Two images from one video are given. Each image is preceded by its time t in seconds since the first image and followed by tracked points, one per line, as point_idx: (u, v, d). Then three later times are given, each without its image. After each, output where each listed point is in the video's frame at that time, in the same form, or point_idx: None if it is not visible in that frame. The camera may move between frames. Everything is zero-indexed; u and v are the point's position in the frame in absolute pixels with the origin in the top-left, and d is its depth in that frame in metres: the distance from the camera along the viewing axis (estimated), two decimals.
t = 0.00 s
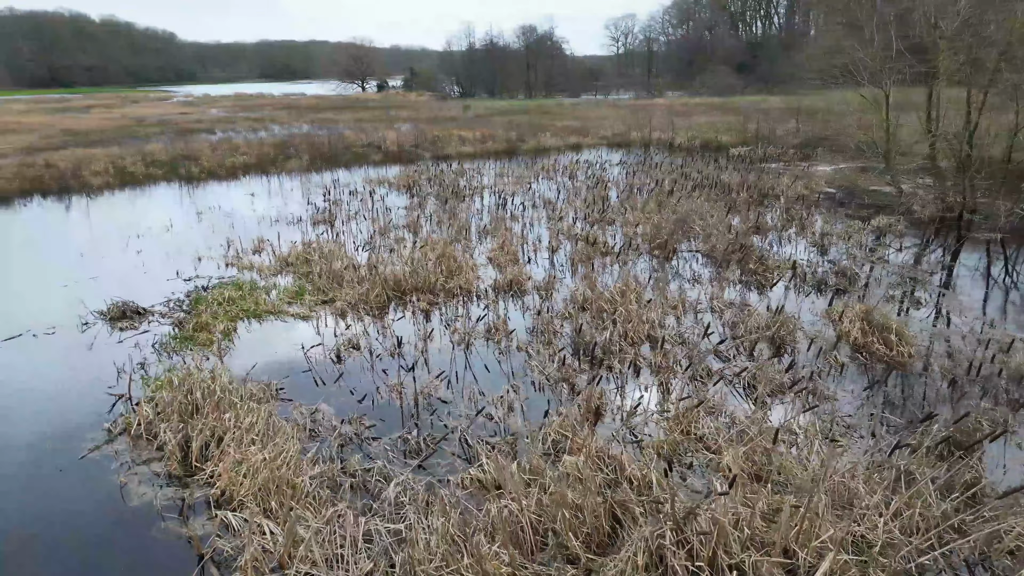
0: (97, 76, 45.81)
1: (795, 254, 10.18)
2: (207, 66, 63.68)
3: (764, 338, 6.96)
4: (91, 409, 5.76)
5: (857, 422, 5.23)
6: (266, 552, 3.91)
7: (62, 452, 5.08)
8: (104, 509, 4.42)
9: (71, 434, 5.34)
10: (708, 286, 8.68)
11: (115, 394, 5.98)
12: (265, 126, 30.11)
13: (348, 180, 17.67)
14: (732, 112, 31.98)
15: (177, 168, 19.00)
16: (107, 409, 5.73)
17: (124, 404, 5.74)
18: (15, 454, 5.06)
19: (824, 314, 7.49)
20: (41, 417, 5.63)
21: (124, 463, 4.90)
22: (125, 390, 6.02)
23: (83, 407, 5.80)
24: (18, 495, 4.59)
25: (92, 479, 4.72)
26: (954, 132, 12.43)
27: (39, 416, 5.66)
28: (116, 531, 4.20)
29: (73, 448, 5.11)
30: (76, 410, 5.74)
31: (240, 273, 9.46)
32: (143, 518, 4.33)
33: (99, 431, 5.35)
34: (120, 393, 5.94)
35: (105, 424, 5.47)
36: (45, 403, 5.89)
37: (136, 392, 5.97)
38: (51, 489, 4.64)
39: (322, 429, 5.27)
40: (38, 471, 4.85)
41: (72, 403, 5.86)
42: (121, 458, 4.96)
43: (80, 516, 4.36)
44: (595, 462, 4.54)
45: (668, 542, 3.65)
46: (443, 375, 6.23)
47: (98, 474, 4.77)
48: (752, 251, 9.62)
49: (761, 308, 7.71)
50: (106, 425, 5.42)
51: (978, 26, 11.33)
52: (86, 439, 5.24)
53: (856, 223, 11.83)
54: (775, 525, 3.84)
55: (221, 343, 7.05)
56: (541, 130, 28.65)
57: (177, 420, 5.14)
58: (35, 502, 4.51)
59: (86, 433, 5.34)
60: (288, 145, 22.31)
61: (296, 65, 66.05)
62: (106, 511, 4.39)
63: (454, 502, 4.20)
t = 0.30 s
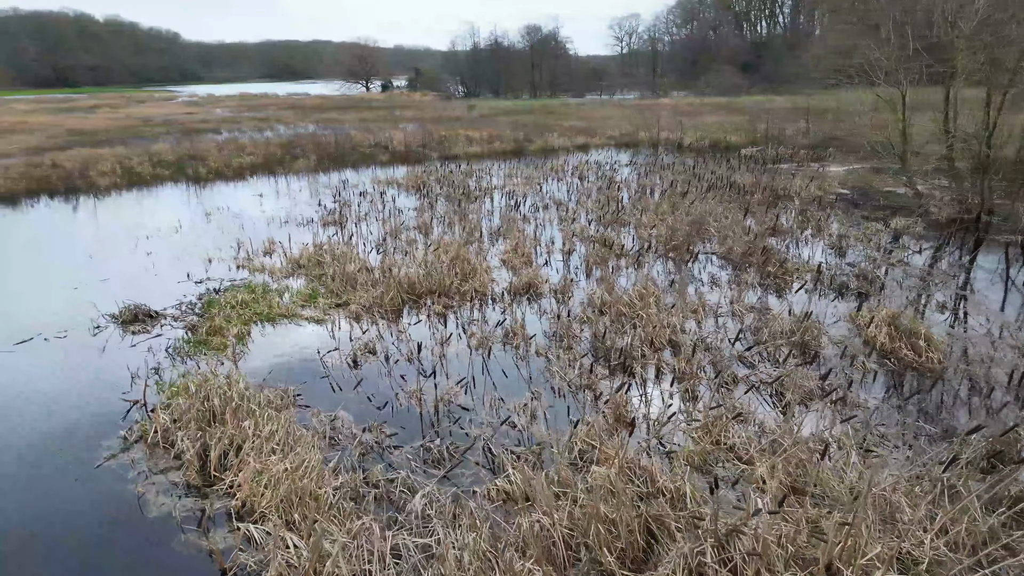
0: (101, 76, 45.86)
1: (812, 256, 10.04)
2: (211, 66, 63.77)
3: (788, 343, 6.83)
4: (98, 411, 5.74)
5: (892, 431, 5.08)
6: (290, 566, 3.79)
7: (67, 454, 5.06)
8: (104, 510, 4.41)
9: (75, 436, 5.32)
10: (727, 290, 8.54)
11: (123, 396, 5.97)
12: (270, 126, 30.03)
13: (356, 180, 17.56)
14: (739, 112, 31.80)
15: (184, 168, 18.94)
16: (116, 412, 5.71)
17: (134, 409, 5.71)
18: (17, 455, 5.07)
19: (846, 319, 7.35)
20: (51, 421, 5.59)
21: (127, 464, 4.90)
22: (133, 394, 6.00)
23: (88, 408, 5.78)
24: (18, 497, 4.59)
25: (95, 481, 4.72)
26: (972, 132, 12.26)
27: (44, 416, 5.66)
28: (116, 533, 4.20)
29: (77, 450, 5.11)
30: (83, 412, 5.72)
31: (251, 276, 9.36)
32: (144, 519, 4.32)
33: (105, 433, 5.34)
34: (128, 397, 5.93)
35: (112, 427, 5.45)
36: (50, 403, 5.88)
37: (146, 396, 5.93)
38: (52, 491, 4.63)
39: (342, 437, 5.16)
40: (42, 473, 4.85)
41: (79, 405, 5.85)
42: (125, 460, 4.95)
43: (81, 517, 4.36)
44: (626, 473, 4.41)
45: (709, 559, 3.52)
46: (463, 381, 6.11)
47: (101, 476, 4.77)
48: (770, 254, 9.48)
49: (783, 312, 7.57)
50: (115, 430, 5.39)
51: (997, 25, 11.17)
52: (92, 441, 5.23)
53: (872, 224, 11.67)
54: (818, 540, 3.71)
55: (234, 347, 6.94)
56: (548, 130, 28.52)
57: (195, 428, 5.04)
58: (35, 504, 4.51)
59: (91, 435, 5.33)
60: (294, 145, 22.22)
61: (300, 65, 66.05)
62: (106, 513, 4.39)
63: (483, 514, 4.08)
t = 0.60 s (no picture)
0: (106, 76, 45.87)
1: (831, 258, 9.85)
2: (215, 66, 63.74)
3: (813, 349, 6.64)
4: (102, 412, 5.76)
5: (930, 442, 4.90)
6: None
7: (71, 457, 5.07)
8: (103, 509, 4.43)
9: (78, 437, 5.35)
10: (746, 294, 8.37)
11: (128, 398, 5.99)
12: (275, 126, 29.91)
13: (364, 181, 17.42)
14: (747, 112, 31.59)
15: (191, 169, 18.83)
16: (121, 413, 5.71)
17: (139, 411, 5.72)
18: (17, 455, 5.11)
19: (871, 324, 7.17)
20: (57, 426, 5.54)
21: (129, 464, 4.92)
22: (138, 395, 6.02)
23: (91, 409, 5.81)
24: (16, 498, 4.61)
25: (97, 481, 4.74)
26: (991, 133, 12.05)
27: (46, 418, 5.68)
28: (117, 532, 4.22)
29: (80, 451, 5.13)
30: (87, 413, 5.74)
31: (262, 279, 9.23)
32: (145, 519, 4.33)
33: (108, 434, 5.36)
34: (133, 399, 5.95)
35: (116, 428, 5.47)
36: (53, 404, 5.90)
37: (151, 398, 5.93)
38: (53, 492, 4.65)
39: (361, 447, 5.00)
40: (44, 475, 4.86)
41: (83, 406, 5.86)
42: (127, 460, 4.97)
43: (81, 517, 4.38)
44: (658, 488, 4.25)
45: None
46: (482, 389, 5.95)
47: (102, 476, 4.80)
48: (790, 257, 9.29)
49: (807, 317, 7.38)
50: (120, 432, 5.41)
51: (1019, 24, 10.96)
52: (95, 442, 5.25)
53: (891, 226, 11.49)
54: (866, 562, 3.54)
55: (247, 353, 6.80)
56: (555, 130, 28.37)
57: (210, 439, 4.89)
58: (35, 505, 4.52)
59: (92, 436, 5.35)
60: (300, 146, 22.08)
61: (304, 65, 65.98)
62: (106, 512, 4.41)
63: (512, 532, 3.92)
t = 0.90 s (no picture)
0: (110, 76, 45.81)
1: (851, 262, 9.64)
2: (219, 66, 63.72)
3: (842, 356, 6.42)
4: (104, 411, 5.77)
5: (973, 458, 4.68)
6: None
7: (71, 458, 5.07)
8: (99, 509, 4.46)
9: (79, 436, 5.36)
10: (768, 301, 8.16)
11: (130, 397, 6.00)
12: (280, 126, 29.76)
13: (371, 183, 17.27)
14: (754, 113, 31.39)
15: (196, 169, 18.69)
16: (122, 413, 5.71)
17: (141, 411, 5.74)
18: (19, 454, 5.13)
19: (899, 331, 6.96)
20: (59, 430, 5.47)
21: (129, 464, 4.95)
22: (140, 394, 6.03)
23: (92, 408, 5.82)
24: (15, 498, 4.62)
25: (96, 481, 4.77)
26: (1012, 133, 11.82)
27: (47, 417, 5.69)
28: (116, 531, 4.25)
29: (81, 451, 5.16)
30: (88, 412, 5.76)
31: (270, 283, 9.06)
32: (155, 538, 4.17)
33: (109, 434, 5.38)
34: (135, 400, 5.95)
35: (118, 428, 5.49)
36: (54, 403, 5.91)
37: (154, 398, 5.94)
38: (52, 494, 4.67)
39: (379, 462, 4.81)
40: (45, 477, 4.86)
41: (84, 406, 5.87)
42: (127, 460, 5.00)
43: (79, 516, 4.42)
44: (694, 510, 4.06)
45: None
46: (501, 400, 5.76)
47: (102, 476, 4.82)
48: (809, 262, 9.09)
49: (832, 325, 7.18)
50: (121, 432, 5.42)
51: None
52: (96, 443, 5.26)
53: (910, 229, 11.27)
54: None
55: (257, 361, 6.62)
56: (561, 130, 28.18)
57: (223, 454, 4.71)
58: (34, 506, 4.55)
59: (92, 436, 5.37)
60: (306, 146, 21.93)
61: (308, 65, 65.90)
62: (105, 511, 4.44)
63: (543, 558, 3.74)
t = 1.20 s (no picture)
0: (113, 76, 45.70)
1: (873, 266, 9.39)
2: (222, 66, 63.57)
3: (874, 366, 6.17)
4: (104, 411, 5.79)
5: None
6: None
7: (72, 458, 5.09)
8: (100, 509, 4.48)
9: (80, 437, 5.38)
10: (790, 309, 7.94)
11: (131, 397, 6.02)
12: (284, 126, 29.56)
13: (377, 184, 17.08)
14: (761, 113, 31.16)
15: (201, 170, 18.50)
16: (123, 414, 5.73)
17: (142, 412, 5.75)
18: (23, 454, 5.15)
19: (932, 340, 6.71)
20: (61, 433, 5.44)
21: (131, 463, 4.98)
22: (140, 394, 6.06)
23: (92, 407, 5.84)
24: (15, 500, 4.63)
25: (97, 482, 4.79)
26: None
27: (46, 417, 5.70)
28: (116, 533, 4.24)
29: (81, 451, 5.18)
30: (87, 412, 5.78)
31: (278, 288, 8.87)
32: (162, 563, 3.96)
33: (108, 434, 5.40)
34: (135, 400, 5.96)
35: (118, 427, 5.50)
36: (53, 403, 5.90)
37: (155, 399, 5.96)
38: (52, 494, 4.69)
39: (397, 481, 4.59)
40: (46, 478, 4.88)
41: (84, 405, 5.89)
42: (128, 460, 5.02)
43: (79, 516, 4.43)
44: (734, 537, 3.84)
45: None
46: (522, 413, 5.53)
47: (103, 477, 4.84)
48: (831, 266, 8.85)
49: (860, 333, 6.94)
50: (122, 432, 5.43)
51: None
52: (95, 443, 5.27)
53: (930, 232, 11.02)
54: None
55: (267, 370, 6.41)
56: (567, 129, 27.96)
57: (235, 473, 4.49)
58: (34, 506, 4.57)
59: (93, 435, 5.39)
60: (311, 146, 21.73)
61: (311, 65, 65.74)
62: (106, 512, 4.45)
63: None
